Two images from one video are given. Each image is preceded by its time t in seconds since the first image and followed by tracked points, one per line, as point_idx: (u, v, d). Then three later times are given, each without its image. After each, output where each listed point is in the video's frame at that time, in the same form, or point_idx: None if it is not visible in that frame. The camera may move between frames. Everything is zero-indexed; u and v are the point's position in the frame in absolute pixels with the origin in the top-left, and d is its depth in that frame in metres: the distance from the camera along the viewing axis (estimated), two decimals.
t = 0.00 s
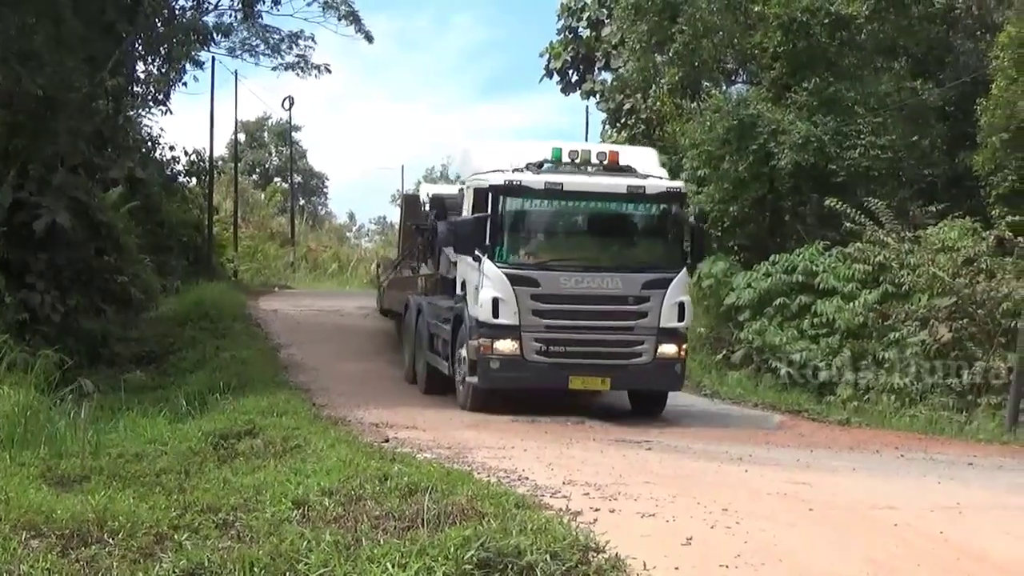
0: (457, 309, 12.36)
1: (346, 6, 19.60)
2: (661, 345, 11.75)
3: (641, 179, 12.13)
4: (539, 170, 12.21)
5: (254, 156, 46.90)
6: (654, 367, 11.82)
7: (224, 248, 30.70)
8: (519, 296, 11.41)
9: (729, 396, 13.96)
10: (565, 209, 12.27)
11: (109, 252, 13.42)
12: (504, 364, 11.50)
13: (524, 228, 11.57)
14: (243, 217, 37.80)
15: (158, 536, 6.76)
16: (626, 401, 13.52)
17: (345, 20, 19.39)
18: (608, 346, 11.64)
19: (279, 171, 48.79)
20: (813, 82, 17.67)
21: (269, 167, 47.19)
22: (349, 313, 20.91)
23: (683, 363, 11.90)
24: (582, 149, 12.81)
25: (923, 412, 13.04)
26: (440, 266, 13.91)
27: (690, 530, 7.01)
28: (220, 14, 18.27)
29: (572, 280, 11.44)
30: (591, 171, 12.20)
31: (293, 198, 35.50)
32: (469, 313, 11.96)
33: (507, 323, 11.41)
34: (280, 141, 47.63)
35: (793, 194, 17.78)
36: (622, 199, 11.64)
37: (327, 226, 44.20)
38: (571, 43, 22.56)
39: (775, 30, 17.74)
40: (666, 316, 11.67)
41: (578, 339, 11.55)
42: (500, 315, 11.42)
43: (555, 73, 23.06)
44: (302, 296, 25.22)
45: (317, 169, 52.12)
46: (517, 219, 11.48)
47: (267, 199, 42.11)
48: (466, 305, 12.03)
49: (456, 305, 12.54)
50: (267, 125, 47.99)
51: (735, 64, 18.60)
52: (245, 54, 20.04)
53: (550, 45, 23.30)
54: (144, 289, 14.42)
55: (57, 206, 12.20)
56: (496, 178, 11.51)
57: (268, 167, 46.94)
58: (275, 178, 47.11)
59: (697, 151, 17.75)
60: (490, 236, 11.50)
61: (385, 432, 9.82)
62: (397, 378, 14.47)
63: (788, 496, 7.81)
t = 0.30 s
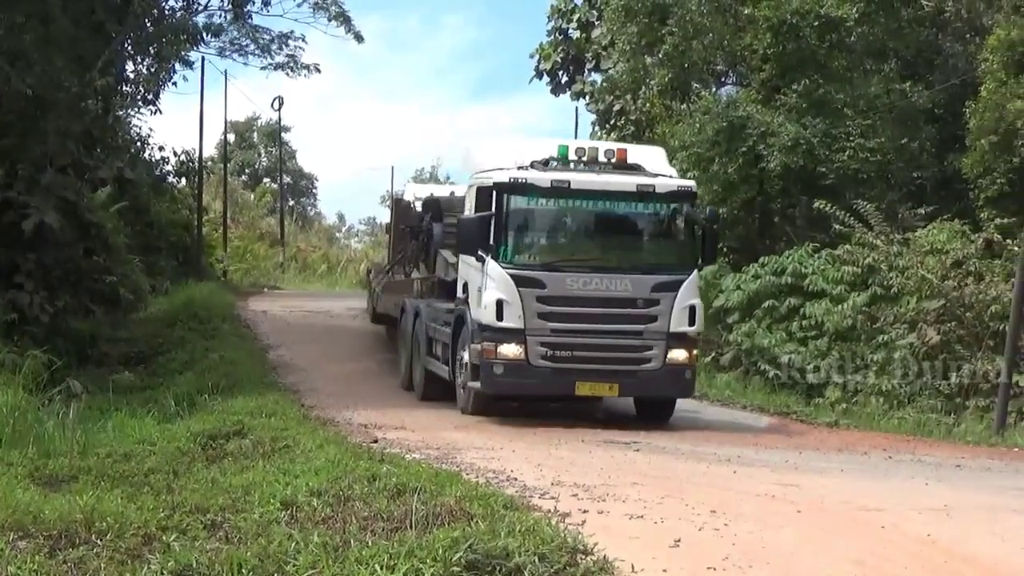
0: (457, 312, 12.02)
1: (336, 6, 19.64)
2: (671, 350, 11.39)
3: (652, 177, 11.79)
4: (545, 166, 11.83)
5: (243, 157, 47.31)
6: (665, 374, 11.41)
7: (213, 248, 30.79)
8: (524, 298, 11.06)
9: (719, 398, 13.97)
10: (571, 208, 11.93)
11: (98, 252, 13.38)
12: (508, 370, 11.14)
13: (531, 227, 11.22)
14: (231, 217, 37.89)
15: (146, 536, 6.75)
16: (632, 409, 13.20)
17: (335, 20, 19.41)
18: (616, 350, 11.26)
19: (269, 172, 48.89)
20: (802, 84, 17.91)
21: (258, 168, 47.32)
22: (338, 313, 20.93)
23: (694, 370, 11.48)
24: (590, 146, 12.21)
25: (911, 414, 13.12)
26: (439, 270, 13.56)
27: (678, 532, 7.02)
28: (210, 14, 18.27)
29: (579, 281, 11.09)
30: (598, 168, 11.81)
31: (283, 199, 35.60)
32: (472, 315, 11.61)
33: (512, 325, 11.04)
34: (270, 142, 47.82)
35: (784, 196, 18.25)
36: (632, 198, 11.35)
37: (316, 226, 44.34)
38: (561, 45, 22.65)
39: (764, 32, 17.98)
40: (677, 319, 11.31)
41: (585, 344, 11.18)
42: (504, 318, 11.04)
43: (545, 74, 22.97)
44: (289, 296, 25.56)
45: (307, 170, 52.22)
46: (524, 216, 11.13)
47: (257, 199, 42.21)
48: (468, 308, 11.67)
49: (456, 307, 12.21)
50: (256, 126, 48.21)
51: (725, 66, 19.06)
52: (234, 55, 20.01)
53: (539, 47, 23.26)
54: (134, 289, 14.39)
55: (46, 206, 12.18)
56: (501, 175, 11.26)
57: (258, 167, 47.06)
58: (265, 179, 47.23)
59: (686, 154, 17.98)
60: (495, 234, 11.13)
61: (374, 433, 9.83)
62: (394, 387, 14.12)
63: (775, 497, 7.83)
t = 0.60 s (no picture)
0: (460, 313, 11.76)
1: (324, 6, 19.72)
2: (688, 355, 11.24)
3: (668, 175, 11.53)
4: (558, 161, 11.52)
5: (231, 157, 48.09)
6: (680, 379, 11.25)
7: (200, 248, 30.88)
8: (536, 299, 10.78)
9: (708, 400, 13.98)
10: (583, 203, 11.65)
11: (85, 252, 13.36)
12: (518, 373, 10.86)
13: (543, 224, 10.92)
14: (218, 217, 38.05)
15: (132, 537, 6.74)
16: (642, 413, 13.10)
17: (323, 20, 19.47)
18: (630, 354, 11.05)
19: (258, 172, 49.01)
20: (790, 85, 18.21)
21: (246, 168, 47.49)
22: (325, 313, 20.97)
23: (710, 376, 11.37)
24: (605, 142, 11.98)
25: (898, 415, 13.19)
26: (439, 273, 13.35)
27: (665, 533, 7.02)
28: (198, 14, 18.30)
29: (594, 282, 10.85)
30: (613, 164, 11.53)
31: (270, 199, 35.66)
32: (479, 315, 11.32)
33: (523, 326, 10.77)
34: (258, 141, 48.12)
35: (770, 196, 18.54)
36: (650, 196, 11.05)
37: (303, 226, 44.51)
38: (549, 45, 23.21)
39: (752, 33, 18.42)
40: (694, 324, 11.13)
41: (598, 347, 10.95)
42: (514, 318, 10.77)
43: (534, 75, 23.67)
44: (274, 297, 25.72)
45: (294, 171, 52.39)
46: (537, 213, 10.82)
47: (243, 199, 42.36)
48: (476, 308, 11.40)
49: (459, 310, 11.98)
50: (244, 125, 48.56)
51: (713, 67, 19.54)
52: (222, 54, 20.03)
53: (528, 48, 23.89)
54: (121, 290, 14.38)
55: (34, 205, 12.19)
56: (513, 168, 10.96)
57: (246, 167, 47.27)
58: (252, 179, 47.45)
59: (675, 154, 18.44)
60: (506, 232, 10.84)
61: (361, 433, 9.84)
62: (391, 393, 13.91)
63: (762, 498, 7.83)
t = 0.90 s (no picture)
0: (460, 319, 11.60)
1: (312, 6, 19.76)
2: (700, 359, 11.00)
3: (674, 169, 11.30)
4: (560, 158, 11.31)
5: (217, 156, 48.35)
6: (692, 384, 11.03)
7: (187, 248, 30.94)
8: (540, 305, 10.59)
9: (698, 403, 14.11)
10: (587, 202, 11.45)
11: (71, 251, 13.72)
12: (523, 382, 10.69)
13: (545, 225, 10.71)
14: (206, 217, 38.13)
15: (118, 536, 6.73)
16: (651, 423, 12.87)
17: (311, 20, 19.53)
18: (640, 358, 10.83)
19: (245, 171, 49.11)
20: (777, 86, 18.26)
21: (232, 167, 47.89)
22: (313, 313, 20.98)
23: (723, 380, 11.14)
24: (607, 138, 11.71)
25: (884, 416, 13.31)
26: (437, 275, 13.20)
27: (650, 532, 7.02)
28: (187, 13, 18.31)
29: (601, 285, 10.64)
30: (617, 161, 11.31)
31: (257, 198, 35.73)
32: (480, 322, 11.15)
33: (526, 333, 10.60)
34: (245, 140, 48.37)
35: (758, 197, 18.68)
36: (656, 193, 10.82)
37: (291, 225, 44.58)
38: (537, 46, 23.22)
39: (739, 35, 18.34)
40: (705, 325, 10.92)
41: (606, 353, 10.75)
42: (518, 324, 10.58)
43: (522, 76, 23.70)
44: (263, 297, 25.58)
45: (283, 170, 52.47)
46: (538, 214, 10.62)
47: (230, 199, 42.42)
48: (477, 312, 11.22)
49: (458, 314, 11.81)
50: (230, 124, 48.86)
51: (700, 68, 19.61)
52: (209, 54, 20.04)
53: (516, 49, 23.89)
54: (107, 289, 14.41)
55: (19, 203, 12.75)
56: (512, 168, 10.73)
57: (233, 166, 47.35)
58: (240, 178, 47.58)
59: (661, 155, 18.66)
60: (506, 234, 10.64)
61: (347, 433, 9.82)
62: (385, 399, 13.87)
63: (749, 499, 7.83)
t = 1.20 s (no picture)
0: (465, 320, 11.47)
1: (299, 6, 19.86)
2: (721, 362, 10.81)
3: (693, 162, 11.08)
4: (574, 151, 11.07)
5: (204, 156, 48.51)
6: (712, 388, 10.83)
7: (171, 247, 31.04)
8: (553, 305, 10.36)
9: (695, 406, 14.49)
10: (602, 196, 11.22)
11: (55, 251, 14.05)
12: (534, 385, 10.47)
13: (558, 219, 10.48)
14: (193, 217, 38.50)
15: (100, 536, 6.71)
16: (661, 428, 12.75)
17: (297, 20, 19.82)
18: (656, 360, 10.61)
19: (231, 171, 49.26)
20: (763, 89, 18.36)
21: (218, 167, 48.57)
22: (299, 313, 21.01)
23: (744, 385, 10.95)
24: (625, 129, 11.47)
25: (868, 418, 13.57)
26: (435, 275, 13.11)
27: (633, 534, 7.01)
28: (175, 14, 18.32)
29: (618, 283, 10.39)
30: (633, 153, 11.10)
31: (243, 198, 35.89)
32: (487, 322, 10.98)
33: (539, 334, 10.36)
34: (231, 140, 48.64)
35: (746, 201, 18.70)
36: (675, 186, 10.60)
37: (277, 225, 44.69)
38: (523, 46, 23.46)
39: (726, 36, 18.42)
40: (728, 325, 10.70)
41: (623, 355, 10.52)
42: (530, 325, 10.35)
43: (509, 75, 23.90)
44: (248, 296, 25.66)
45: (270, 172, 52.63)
46: (551, 208, 10.39)
47: (216, 199, 42.53)
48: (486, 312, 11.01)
49: (464, 314, 11.70)
50: (217, 124, 49.20)
51: (686, 70, 19.65)
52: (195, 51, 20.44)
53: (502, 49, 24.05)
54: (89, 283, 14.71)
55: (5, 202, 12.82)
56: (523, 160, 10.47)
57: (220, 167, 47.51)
58: (224, 178, 48.21)
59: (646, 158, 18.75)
60: (518, 230, 10.41)
61: (331, 434, 9.80)
62: (381, 405, 13.73)
63: (732, 500, 7.81)
